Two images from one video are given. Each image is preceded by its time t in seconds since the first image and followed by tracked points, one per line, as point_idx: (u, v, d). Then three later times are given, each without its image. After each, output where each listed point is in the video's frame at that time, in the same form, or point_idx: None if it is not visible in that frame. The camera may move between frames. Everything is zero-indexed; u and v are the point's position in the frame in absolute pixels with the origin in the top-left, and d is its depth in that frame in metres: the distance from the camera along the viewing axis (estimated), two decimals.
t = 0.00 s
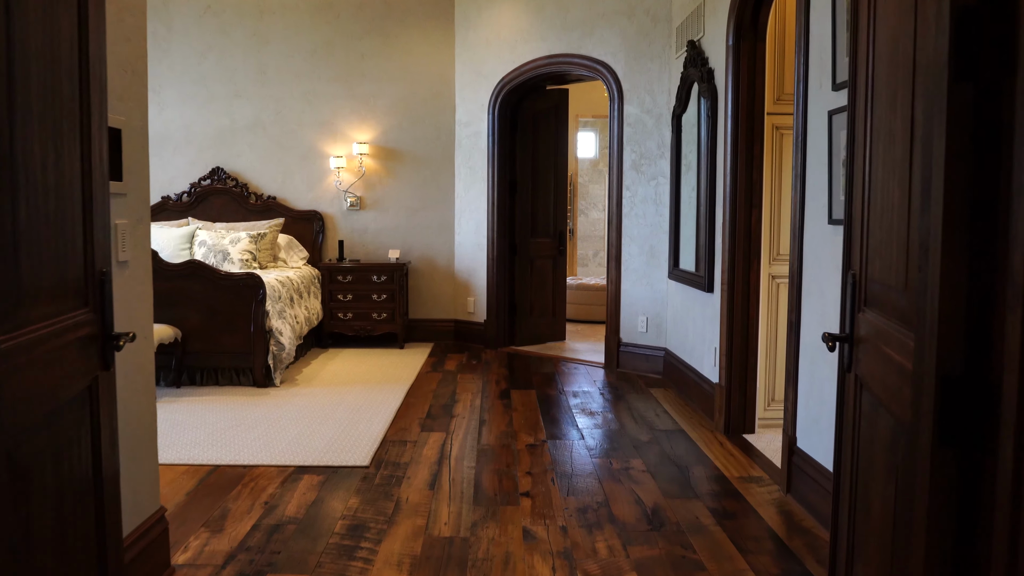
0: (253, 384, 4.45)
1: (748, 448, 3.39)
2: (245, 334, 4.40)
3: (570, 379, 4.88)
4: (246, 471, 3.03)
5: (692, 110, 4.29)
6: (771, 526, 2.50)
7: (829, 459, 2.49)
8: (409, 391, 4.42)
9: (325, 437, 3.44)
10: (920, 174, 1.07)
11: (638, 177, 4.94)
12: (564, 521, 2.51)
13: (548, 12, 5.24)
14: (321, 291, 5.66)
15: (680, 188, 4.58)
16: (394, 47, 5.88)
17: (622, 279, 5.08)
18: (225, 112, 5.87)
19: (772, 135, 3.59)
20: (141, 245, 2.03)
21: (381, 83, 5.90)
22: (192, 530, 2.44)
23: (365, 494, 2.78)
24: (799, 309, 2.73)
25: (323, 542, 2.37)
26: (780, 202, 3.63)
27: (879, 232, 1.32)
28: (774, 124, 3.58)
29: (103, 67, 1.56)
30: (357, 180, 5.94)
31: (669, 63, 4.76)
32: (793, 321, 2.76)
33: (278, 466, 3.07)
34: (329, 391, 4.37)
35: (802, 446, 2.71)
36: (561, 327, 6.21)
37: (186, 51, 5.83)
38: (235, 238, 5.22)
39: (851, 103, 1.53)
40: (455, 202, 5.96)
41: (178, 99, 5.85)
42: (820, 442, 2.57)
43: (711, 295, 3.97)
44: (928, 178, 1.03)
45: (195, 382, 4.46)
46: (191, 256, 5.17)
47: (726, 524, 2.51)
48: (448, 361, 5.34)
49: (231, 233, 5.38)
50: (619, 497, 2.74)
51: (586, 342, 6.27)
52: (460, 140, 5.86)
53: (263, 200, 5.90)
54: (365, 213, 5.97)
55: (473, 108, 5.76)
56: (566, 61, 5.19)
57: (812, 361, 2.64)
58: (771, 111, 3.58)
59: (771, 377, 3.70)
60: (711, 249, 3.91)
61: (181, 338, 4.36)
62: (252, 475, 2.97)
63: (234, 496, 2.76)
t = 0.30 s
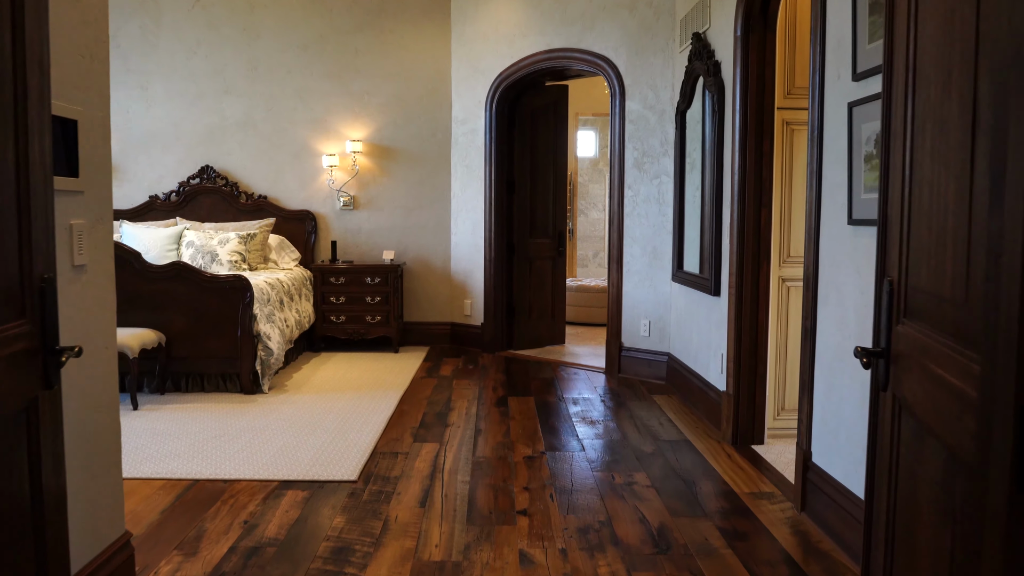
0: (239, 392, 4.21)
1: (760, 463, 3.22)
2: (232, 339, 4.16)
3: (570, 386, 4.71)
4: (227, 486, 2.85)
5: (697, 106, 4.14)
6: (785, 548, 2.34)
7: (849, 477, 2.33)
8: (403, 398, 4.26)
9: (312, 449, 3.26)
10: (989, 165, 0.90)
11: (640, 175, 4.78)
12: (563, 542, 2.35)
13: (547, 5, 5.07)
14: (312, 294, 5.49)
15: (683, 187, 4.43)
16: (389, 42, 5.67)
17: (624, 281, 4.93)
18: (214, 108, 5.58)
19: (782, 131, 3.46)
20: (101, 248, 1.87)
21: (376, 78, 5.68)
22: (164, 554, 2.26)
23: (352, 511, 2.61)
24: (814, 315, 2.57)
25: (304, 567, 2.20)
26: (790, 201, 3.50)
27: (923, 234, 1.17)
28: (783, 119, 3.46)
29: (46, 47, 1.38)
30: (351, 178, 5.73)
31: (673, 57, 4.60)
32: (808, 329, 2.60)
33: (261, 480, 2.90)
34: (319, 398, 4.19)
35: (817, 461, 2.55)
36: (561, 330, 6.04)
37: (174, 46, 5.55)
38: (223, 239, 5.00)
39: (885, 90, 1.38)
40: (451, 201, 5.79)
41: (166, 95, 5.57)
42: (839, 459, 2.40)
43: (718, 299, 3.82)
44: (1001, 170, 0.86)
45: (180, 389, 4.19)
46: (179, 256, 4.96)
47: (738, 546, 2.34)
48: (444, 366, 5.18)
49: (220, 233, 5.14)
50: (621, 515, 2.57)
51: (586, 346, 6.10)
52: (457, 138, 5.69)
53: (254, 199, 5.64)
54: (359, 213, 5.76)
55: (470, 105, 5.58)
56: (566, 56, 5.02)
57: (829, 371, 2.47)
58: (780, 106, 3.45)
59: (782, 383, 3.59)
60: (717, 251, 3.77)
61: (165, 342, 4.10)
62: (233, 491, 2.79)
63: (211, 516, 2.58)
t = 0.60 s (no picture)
0: (228, 400, 3.97)
1: (774, 479, 3.06)
2: (221, 345, 3.93)
3: (571, 394, 4.56)
4: (209, 503, 2.68)
5: (705, 103, 3.99)
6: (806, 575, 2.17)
7: (877, 499, 2.16)
8: (399, 407, 4.09)
9: (302, 461, 3.09)
10: None
11: (645, 174, 4.63)
12: (566, 567, 2.18)
13: None
14: (306, 297, 5.32)
15: (690, 187, 4.28)
16: (385, 37, 5.48)
17: (628, 284, 4.80)
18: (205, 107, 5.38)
19: (796, 127, 3.32)
20: (59, 252, 1.70)
21: (372, 75, 5.49)
22: None
23: (341, 533, 2.44)
24: (835, 323, 2.42)
25: None
26: (804, 202, 3.35)
27: (991, 236, 1.02)
28: (797, 115, 3.32)
29: None
30: (346, 178, 5.53)
31: (678, 52, 4.44)
32: (829, 338, 2.44)
33: (245, 497, 2.73)
34: (311, 406, 4.03)
35: (839, 480, 2.39)
36: (562, 334, 5.87)
37: (164, 41, 5.34)
38: (214, 239, 4.75)
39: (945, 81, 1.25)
40: (449, 201, 5.62)
41: (156, 93, 5.36)
42: (865, 478, 2.24)
43: (728, 304, 3.67)
44: None
45: (166, 397, 3.94)
46: (167, 259, 4.68)
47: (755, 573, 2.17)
48: (442, 372, 5.03)
49: (209, 234, 4.89)
50: (628, 537, 2.41)
51: (588, 350, 5.92)
52: (455, 136, 5.52)
53: (246, 199, 5.44)
54: (355, 214, 5.58)
55: (469, 102, 5.40)
56: (568, 51, 4.86)
57: (851, 383, 2.32)
58: (794, 101, 3.31)
59: (796, 392, 3.45)
60: (727, 254, 3.63)
61: (150, 347, 3.86)
62: (215, 509, 2.62)
63: (190, 537, 2.40)
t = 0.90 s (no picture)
0: (217, 407, 3.78)
1: (789, 496, 2.90)
2: (210, 351, 3.73)
3: (574, 402, 4.43)
4: (192, 520, 2.52)
5: (714, 99, 3.84)
6: None
7: (908, 522, 2.01)
8: (396, 415, 3.94)
9: (292, 475, 2.92)
10: None
11: (651, 173, 4.49)
12: None
13: None
14: (301, 300, 5.16)
15: (698, 186, 4.12)
16: (383, 32, 5.30)
17: (633, 287, 4.67)
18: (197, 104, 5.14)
19: (812, 123, 3.16)
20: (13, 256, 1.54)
21: (370, 72, 5.31)
22: None
23: (330, 555, 2.27)
24: (861, 331, 2.26)
25: None
26: (819, 202, 3.20)
27: None
28: (814, 110, 3.17)
29: None
30: (342, 177, 5.36)
31: (686, 46, 4.29)
32: (855, 347, 2.29)
33: (230, 514, 2.57)
34: (305, 414, 3.87)
35: (864, 500, 2.24)
36: (563, 338, 5.72)
37: (155, 36, 5.09)
38: (205, 240, 4.53)
39: (1008, 54, 1.15)
40: (448, 202, 5.46)
41: (147, 89, 5.10)
42: (895, 500, 2.08)
43: (740, 309, 3.52)
44: None
45: (154, 405, 3.74)
46: (157, 261, 4.46)
47: None
48: (442, 378, 4.88)
49: (200, 235, 4.67)
50: (639, 560, 2.25)
51: (591, 355, 5.76)
52: (454, 134, 5.35)
53: (240, 200, 5.22)
54: (351, 214, 5.41)
55: (469, 99, 5.24)
56: (571, 46, 4.70)
57: (878, 395, 2.17)
58: (811, 95, 3.16)
59: (811, 401, 3.32)
60: (739, 256, 3.47)
61: (137, 353, 3.65)
62: (198, 528, 2.46)
63: (170, 558, 2.25)
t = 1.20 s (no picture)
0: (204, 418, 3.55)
1: (804, 516, 2.73)
2: (196, 359, 3.50)
3: (576, 411, 4.27)
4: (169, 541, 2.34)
5: (722, 95, 3.68)
6: None
7: (941, 553, 1.84)
8: (391, 425, 3.79)
9: (278, 491, 2.75)
10: None
11: (656, 173, 4.32)
12: None
13: None
14: (295, 305, 5.00)
15: (705, 186, 3.96)
16: (380, 29, 5.14)
17: (638, 291, 4.51)
18: (189, 102, 4.99)
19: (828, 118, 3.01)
20: None
21: (366, 69, 5.16)
22: None
23: None
24: (886, 342, 2.09)
25: None
26: (834, 203, 3.05)
27: None
28: (829, 105, 3.01)
29: None
30: (337, 178, 5.21)
31: (693, 41, 4.13)
32: (880, 360, 2.12)
33: (210, 535, 2.39)
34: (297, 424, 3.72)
35: (889, 525, 2.08)
36: (565, 344, 5.56)
37: (145, 33, 4.93)
38: (195, 243, 4.27)
39: None
40: (446, 203, 5.30)
41: (137, 87, 4.94)
42: (925, 528, 1.91)
43: (751, 315, 3.35)
44: None
45: (139, 415, 3.50)
46: (145, 265, 4.20)
47: None
48: (440, 386, 4.72)
49: (191, 237, 4.41)
50: None
51: (593, 361, 5.60)
52: (453, 133, 5.20)
53: (232, 201, 5.07)
54: (346, 216, 5.26)
55: (468, 97, 5.08)
56: (574, 41, 4.54)
57: (905, 412, 2.00)
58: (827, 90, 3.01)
59: (827, 412, 3.16)
60: (750, 260, 3.31)
61: (120, 361, 3.40)
62: (174, 550, 2.28)
63: None
